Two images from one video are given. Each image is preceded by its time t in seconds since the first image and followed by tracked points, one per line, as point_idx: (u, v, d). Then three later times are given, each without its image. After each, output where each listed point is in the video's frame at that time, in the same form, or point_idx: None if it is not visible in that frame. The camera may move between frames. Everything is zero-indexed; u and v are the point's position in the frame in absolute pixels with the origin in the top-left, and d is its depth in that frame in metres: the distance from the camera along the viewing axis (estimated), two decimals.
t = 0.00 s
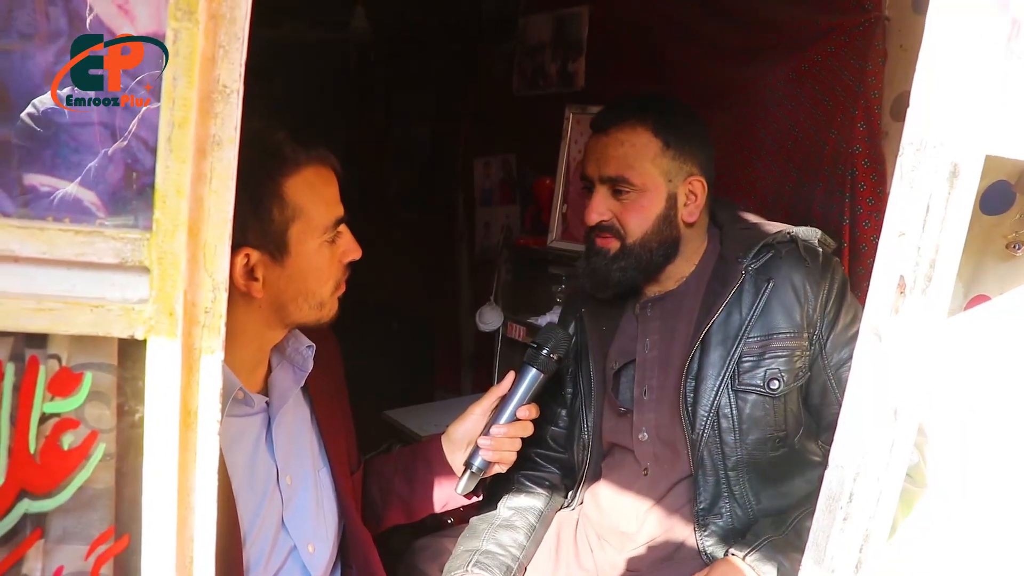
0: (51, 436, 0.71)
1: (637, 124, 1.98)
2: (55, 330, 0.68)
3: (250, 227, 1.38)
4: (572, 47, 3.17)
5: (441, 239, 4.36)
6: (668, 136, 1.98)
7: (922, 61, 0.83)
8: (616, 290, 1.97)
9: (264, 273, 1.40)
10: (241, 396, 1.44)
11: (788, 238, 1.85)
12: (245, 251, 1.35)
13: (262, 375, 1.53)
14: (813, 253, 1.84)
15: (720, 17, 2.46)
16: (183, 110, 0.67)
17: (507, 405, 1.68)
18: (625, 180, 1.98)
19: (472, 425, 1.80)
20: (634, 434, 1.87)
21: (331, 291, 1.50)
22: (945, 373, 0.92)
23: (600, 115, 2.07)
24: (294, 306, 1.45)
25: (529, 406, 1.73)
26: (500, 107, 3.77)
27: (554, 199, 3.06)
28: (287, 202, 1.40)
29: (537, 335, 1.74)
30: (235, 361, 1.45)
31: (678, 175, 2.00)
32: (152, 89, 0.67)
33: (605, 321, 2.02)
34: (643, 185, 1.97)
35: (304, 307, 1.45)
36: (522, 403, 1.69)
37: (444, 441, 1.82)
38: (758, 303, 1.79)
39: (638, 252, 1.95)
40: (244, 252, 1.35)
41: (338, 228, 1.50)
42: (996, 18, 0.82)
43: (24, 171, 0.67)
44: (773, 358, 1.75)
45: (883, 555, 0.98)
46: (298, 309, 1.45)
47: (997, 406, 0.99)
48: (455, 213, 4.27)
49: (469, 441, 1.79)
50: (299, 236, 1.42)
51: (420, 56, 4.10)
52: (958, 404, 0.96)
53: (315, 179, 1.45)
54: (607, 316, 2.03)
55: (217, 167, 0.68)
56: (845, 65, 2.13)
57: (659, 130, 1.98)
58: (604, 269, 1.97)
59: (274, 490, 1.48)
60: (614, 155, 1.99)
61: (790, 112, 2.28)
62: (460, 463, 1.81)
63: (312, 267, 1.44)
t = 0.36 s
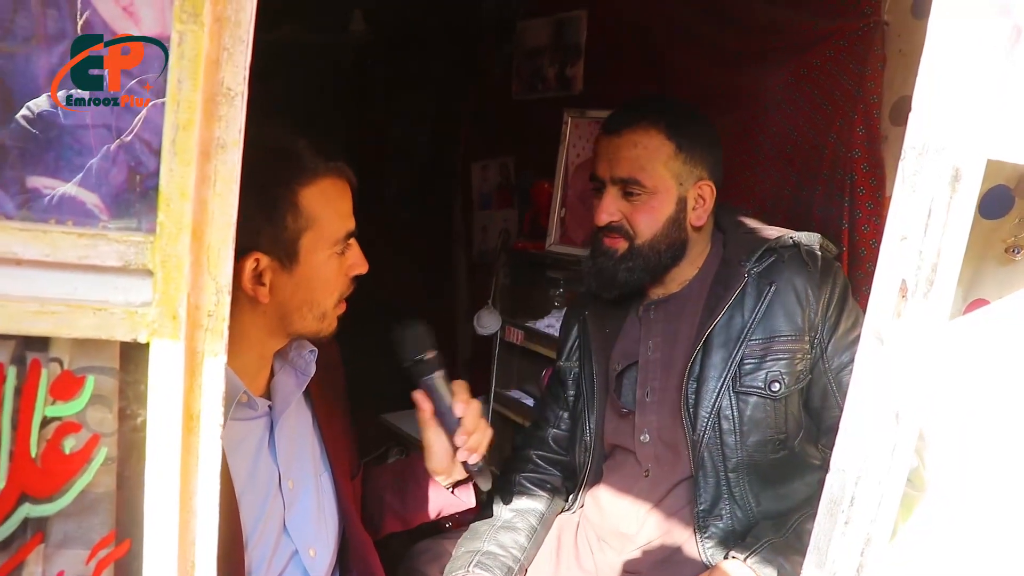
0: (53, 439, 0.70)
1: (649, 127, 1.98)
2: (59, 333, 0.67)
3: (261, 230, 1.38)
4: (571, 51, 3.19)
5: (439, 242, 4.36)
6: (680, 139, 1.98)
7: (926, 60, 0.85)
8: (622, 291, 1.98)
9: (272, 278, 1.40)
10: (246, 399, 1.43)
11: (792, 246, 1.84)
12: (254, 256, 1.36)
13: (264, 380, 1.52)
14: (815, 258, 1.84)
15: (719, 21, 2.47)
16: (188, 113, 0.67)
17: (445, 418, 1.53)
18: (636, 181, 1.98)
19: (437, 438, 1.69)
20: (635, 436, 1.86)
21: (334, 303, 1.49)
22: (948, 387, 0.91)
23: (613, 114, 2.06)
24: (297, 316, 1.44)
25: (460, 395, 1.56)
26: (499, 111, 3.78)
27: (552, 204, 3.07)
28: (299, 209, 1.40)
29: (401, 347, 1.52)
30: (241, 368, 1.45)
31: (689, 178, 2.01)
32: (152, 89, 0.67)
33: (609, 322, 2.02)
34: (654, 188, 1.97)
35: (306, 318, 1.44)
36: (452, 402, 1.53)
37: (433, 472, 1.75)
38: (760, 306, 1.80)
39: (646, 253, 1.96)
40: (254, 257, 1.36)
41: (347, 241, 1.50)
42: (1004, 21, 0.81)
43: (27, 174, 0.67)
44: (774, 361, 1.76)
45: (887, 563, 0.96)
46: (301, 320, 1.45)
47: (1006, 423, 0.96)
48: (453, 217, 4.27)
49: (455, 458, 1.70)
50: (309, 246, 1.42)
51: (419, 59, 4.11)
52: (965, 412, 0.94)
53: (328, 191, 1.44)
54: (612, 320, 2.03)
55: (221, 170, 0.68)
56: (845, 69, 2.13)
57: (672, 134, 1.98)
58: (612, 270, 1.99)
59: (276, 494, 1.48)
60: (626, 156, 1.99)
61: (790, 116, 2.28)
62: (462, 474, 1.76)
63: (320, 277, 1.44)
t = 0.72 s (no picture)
0: (39, 448, 0.69)
1: (638, 142, 1.97)
2: (46, 340, 0.66)
3: (249, 237, 1.38)
4: (561, 58, 3.21)
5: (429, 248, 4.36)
6: (669, 155, 1.98)
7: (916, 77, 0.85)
8: (615, 307, 1.99)
9: (261, 284, 1.39)
10: (236, 406, 1.41)
11: (780, 253, 1.86)
12: (243, 262, 1.35)
13: (254, 388, 1.52)
14: (803, 265, 1.85)
15: (709, 29, 2.49)
16: (178, 118, 0.66)
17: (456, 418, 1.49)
18: (626, 200, 1.97)
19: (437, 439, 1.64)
20: (625, 445, 1.86)
21: (327, 310, 1.48)
22: (946, 377, 0.90)
23: (600, 130, 2.05)
24: (288, 322, 1.43)
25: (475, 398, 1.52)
26: (488, 117, 3.78)
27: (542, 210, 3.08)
28: (289, 216, 1.39)
29: (440, 329, 1.47)
30: (230, 373, 1.44)
31: (678, 193, 2.01)
32: (151, 89, 0.66)
33: (597, 332, 2.05)
34: (643, 206, 1.96)
35: (299, 324, 1.44)
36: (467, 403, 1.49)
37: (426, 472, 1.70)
38: (749, 316, 1.80)
39: (637, 269, 1.96)
40: (241, 263, 1.35)
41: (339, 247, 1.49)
42: (992, 31, 0.82)
43: (14, 178, 0.66)
44: (764, 371, 1.76)
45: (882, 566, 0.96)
46: (293, 326, 1.44)
47: (1006, 423, 0.92)
48: (442, 222, 4.28)
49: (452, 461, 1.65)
50: (298, 252, 1.41)
51: (409, 65, 4.12)
52: (956, 415, 0.92)
53: (319, 197, 1.44)
54: (601, 328, 2.05)
55: (211, 176, 0.67)
56: (834, 77, 2.14)
57: (660, 148, 1.97)
58: (603, 287, 1.98)
59: (265, 502, 1.47)
60: (616, 174, 1.97)
61: (780, 125, 2.29)
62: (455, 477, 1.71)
63: (309, 284, 1.43)
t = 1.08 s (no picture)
0: (38, 451, 0.68)
1: (637, 143, 1.97)
2: (46, 341, 0.65)
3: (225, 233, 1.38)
4: (558, 60, 3.21)
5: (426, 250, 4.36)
6: (668, 157, 1.98)
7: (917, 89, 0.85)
8: (614, 310, 1.97)
9: (238, 280, 1.40)
10: (234, 408, 1.42)
11: (776, 253, 1.84)
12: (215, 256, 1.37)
13: (253, 390, 1.53)
14: (801, 268, 1.85)
15: (706, 32, 2.49)
16: (180, 116, 0.65)
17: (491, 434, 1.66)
18: (624, 201, 1.96)
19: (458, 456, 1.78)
20: (623, 450, 1.85)
21: (311, 309, 1.45)
22: (949, 397, 0.88)
23: (596, 131, 2.06)
24: (267, 320, 1.41)
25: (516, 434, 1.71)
26: (485, 120, 3.78)
27: (539, 213, 3.07)
28: (262, 209, 1.39)
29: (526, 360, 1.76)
30: (226, 370, 1.43)
31: (676, 195, 2.01)
32: (151, 88, 0.66)
33: (594, 336, 2.05)
34: (641, 207, 1.96)
35: (279, 322, 1.41)
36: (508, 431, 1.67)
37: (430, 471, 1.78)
38: (746, 320, 1.80)
39: (634, 272, 1.95)
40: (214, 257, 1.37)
41: (323, 245, 1.46)
42: (994, 32, 0.81)
43: (14, 178, 0.65)
44: (762, 375, 1.75)
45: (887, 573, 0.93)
46: (273, 324, 1.41)
47: (1012, 433, 0.89)
48: (438, 225, 4.27)
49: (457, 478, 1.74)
50: (272, 247, 1.39)
51: (405, 67, 4.12)
52: (964, 432, 0.89)
53: (298, 191, 1.42)
54: (597, 332, 2.06)
55: (214, 175, 0.67)
56: (833, 79, 2.12)
57: (659, 149, 1.97)
58: (602, 290, 1.97)
59: (264, 505, 1.45)
60: (614, 175, 1.97)
61: (778, 129, 2.29)
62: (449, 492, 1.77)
63: (288, 280, 1.41)
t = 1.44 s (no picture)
0: (41, 451, 0.68)
1: (639, 143, 1.97)
2: (49, 340, 0.65)
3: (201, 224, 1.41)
4: (556, 60, 3.22)
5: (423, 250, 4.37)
6: (670, 157, 1.98)
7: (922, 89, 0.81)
8: (616, 310, 1.97)
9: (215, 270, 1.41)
10: (229, 402, 1.42)
11: (778, 252, 1.85)
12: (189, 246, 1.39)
13: (249, 387, 1.53)
14: (802, 267, 1.84)
15: (705, 32, 2.50)
16: (186, 112, 0.65)
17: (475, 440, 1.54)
18: (626, 201, 1.96)
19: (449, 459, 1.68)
20: (624, 450, 1.85)
21: (289, 296, 1.44)
22: (951, 396, 0.86)
23: (598, 131, 2.05)
24: (244, 310, 1.40)
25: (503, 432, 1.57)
26: (483, 119, 3.79)
27: (537, 213, 3.05)
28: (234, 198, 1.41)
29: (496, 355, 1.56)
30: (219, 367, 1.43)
31: (678, 195, 2.01)
32: (152, 88, 0.65)
33: (594, 336, 2.05)
34: (644, 207, 1.96)
35: (256, 311, 1.40)
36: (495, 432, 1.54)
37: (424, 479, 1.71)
38: (748, 319, 1.80)
39: (637, 272, 1.95)
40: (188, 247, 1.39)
41: (298, 232, 1.46)
42: (1000, 32, 0.77)
43: (17, 175, 0.65)
44: (764, 374, 1.75)
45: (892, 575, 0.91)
46: (251, 314, 1.40)
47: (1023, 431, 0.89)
48: (435, 225, 4.27)
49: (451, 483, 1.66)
50: (244, 234, 1.40)
51: (403, 67, 4.13)
52: (972, 428, 0.88)
53: (269, 180, 1.45)
54: (598, 331, 2.05)
55: (219, 172, 0.66)
56: (833, 79, 2.12)
57: (661, 149, 1.97)
58: (604, 291, 1.96)
59: (261, 503, 1.44)
60: (616, 174, 1.96)
61: (779, 129, 2.29)
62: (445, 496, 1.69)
63: (262, 267, 1.41)
